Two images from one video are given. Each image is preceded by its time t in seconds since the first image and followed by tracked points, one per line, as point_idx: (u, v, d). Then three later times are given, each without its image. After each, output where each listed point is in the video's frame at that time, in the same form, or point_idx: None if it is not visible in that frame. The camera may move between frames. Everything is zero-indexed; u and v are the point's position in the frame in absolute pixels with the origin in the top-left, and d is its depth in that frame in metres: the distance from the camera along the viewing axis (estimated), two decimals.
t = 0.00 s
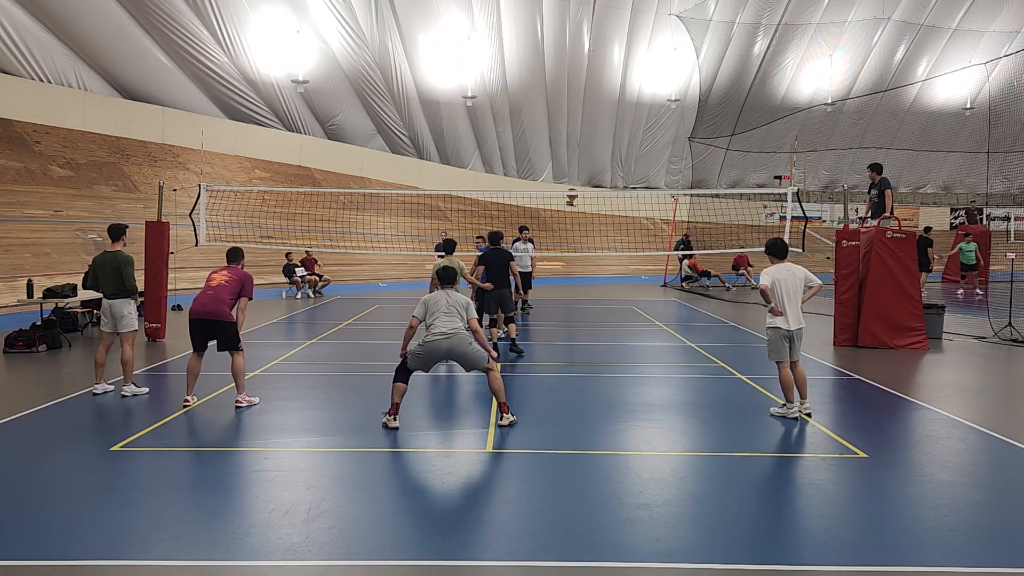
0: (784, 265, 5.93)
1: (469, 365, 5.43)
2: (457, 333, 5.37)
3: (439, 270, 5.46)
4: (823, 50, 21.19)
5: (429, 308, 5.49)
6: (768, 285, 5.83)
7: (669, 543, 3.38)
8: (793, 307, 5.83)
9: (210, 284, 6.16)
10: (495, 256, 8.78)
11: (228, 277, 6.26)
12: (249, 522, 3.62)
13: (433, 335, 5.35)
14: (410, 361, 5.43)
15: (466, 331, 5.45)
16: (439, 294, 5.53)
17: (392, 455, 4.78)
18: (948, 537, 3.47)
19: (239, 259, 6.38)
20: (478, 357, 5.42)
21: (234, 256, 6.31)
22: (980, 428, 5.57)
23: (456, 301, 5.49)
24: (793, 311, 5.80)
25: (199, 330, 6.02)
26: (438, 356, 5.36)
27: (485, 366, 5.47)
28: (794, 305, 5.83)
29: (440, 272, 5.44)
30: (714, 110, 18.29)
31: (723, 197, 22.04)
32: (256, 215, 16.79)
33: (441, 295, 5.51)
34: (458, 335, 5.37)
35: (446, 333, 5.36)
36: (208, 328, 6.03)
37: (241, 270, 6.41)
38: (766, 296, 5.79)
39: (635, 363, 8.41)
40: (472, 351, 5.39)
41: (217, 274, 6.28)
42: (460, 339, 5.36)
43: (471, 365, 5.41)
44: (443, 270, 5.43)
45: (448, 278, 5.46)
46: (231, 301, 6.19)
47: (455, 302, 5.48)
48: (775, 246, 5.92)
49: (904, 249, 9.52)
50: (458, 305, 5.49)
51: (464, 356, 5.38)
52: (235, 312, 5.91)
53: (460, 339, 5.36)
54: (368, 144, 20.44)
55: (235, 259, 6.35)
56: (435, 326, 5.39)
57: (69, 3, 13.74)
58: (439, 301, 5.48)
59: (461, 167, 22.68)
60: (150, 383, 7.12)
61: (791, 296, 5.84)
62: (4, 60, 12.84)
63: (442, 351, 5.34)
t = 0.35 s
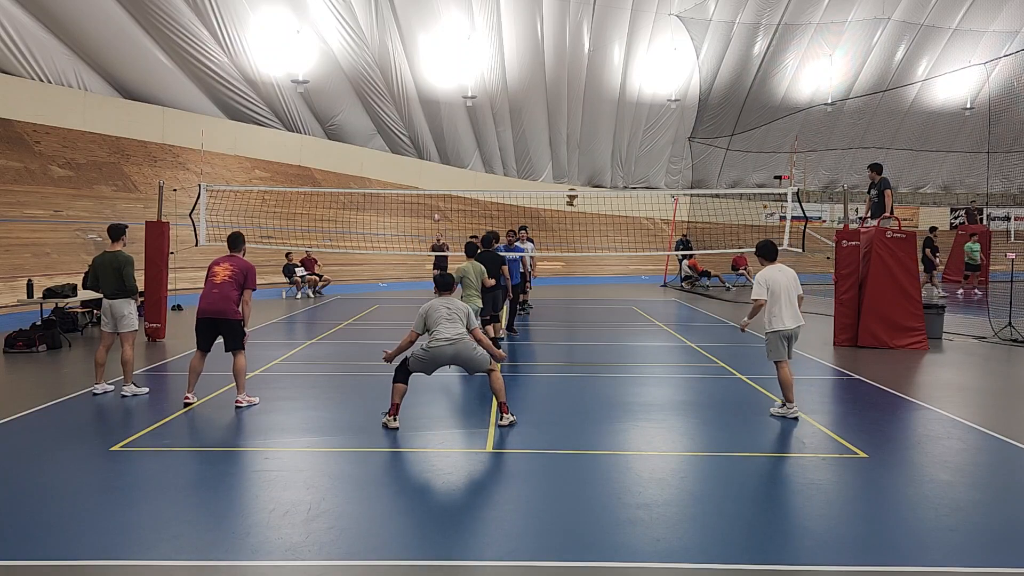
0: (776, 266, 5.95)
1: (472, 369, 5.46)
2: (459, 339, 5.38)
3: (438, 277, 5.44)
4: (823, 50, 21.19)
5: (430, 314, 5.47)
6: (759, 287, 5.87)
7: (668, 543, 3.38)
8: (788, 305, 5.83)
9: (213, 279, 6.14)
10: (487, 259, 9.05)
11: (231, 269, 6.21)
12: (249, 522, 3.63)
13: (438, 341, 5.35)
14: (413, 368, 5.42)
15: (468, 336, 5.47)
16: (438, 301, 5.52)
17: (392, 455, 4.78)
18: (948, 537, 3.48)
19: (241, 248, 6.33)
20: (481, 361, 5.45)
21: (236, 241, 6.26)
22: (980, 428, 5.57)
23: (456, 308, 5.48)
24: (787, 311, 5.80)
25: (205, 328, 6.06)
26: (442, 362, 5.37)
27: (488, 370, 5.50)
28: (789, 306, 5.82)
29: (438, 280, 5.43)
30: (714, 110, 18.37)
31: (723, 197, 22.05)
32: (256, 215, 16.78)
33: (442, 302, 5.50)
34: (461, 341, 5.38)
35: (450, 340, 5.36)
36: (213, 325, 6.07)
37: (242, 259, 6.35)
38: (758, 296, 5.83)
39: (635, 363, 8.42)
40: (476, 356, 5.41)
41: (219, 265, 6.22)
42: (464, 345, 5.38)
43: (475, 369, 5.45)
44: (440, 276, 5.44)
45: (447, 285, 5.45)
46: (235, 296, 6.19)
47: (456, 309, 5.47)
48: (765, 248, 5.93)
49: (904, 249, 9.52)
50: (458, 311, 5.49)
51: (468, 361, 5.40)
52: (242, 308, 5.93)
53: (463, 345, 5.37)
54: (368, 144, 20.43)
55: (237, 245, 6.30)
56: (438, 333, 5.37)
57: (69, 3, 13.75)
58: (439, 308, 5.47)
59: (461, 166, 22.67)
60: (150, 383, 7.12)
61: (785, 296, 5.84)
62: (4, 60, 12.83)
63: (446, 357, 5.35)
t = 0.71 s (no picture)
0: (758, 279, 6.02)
1: (469, 370, 5.45)
2: (456, 339, 5.36)
3: (433, 275, 5.44)
4: (823, 51, 21.20)
5: (426, 314, 5.44)
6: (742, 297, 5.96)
7: (669, 543, 3.38)
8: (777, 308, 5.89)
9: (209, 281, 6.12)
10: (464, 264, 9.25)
11: (225, 273, 6.20)
12: (249, 522, 3.63)
13: (435, 341, 5.34)
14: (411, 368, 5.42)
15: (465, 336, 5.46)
16: (433, 300, 5.50)
17: (392, 455, 4.78)
18: (948, 537, 3.48)
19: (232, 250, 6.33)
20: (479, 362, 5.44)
21: (226, 245, 6.25)
22: (980, 428, 5.58)
23: (453, 308, 5.47)
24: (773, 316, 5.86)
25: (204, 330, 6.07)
26: (439, 362, 5.37)
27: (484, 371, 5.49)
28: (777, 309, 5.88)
29: (432, 279, 5.43)
30: (714, 111, 18.41)
31: (723, 197, 22.06)
32: (256, 215, 16.78)
33: (438, 301, 5.48)
34: (458, 341, 5.37)
35: (447, 340, 5.35)
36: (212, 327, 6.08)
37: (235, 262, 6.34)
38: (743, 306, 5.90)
39: (635, 363, 8.41)
40: (473, 357, 5.40)
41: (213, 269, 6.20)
42: (461, 346, 5.36)
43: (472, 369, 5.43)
44: (434, 275, 5.44)
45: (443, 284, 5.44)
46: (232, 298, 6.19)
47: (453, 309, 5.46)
48: (750, 262, 5.97)
49: (904, 249, 9.53)
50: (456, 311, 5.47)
51: (464, 361, 5.39)
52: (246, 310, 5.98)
53: (460, 345, 5.36)
54: (368, 144, 20.44)
55: (228, 249, 6.30)
56: (435, 333, 5.36)
57: (69, 3, 13.76)
58: (435, 307, 5.45)
59: (461, 167, 22.68)
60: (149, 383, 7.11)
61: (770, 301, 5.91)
62: (4, 60, 12.83)
63: (444, 356, 5.35)
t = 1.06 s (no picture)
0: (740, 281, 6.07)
1: (456, 358, 5.43)
2: (443, 324, 5.36)
3: (431, 254, 5.48)
4: (823, 51, 21.20)
5: (421, 293, 5.48)
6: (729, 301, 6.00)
7: (669, 543, 3.38)
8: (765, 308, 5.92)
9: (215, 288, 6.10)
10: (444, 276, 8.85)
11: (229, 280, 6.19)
12: (249, 522, 3.62)
13: (423, 325, 5.34)
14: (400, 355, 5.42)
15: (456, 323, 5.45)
16: (431, 279, 5.52)
17: (393, 455, 4.77)
18: (948, 537, 3.48)
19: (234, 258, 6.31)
20: (465, 352, 5.42)
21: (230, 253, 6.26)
22: (980, 427, 5.57)
23: (449, 289, 5.49)
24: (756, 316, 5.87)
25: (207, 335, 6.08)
26: (425, 347, 5.35)
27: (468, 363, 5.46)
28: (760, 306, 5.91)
29: (431, 254, 5.45)
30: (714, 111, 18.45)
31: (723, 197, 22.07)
32: (256, 215, 16.78)
33: (434, 281, 5.50)
34: (446, 328, 5.36)
35: (436, 325, 5.35)
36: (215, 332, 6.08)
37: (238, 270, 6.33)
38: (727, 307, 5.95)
39: (635, 363, 8.41)
40: (459, 345, 5.38)
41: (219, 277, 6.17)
42: (447, 332, 5.34)
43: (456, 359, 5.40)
44: (434, 250, 5.46)
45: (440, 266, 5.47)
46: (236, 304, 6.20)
47: (448, 292, 5.48)
48: (734, 267, 5.96)
49: (904, 249, 9.52)
50: (451, 294, 5.50)
51: (450, 348, 5.37)
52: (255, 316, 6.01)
53: (445, 331, 5.34)
54: (368, 144, 20.44)
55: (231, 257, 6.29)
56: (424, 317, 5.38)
57: (69, 3, 13.75)
58: (431, 288, 5.47)
59: (461, 167, 22.68)
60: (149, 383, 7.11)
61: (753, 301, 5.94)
62: (4, 60, 12.83)
63: (431, 342, 5.34)
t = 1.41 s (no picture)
0: (728, 277, 6.07)
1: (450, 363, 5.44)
2: (438, 331, 5.35)
3: (422, 258, 5.46)
4: (822, 51, 21.21)
5: (415, 298, 5.42)
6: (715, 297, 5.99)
7: (669, 543, 3.38)
8: (752, 305, 5.94)
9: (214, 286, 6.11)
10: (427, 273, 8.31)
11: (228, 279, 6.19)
12: (249, 522, 3.62)
13: (417, 334, 5.33)
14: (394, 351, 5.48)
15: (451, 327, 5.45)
16: (422, 283, 5.49)
17: (393, 454, 4.78)
18: (948, 537, 3.47)
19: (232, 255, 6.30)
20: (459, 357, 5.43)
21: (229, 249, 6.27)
22: (980, 427, 5.57)
23: (443, 292, 5.47)
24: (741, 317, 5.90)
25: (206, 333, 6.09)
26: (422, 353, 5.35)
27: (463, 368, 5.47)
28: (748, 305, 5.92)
29: (422, 258, 5.45)
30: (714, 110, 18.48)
31: (723, 197, 22.08)
32: (256, 215, 16.78)
33: (426, 285, 5.48)
34: (442, 333, 5.35)
35: (432, 331, 5.34)
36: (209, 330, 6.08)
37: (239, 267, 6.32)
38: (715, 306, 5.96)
39: (635, 363, 8.41)
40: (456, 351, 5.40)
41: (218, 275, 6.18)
42: (443, 338, 5.34)
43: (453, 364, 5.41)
44: (426, 255, 5.46)
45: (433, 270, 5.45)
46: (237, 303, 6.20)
47: (442, 296, 5.46)
48: (720, 264, 6.00)
49: (904, 249, 9.52)
50: (444, 298, 5.48)
51: (446, 354, 5.37)
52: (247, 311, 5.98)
53: (442, 337, 5.34)
54: (368, 144, 20.44)
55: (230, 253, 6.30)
56: (419, 325, 5.36)
57: (69, 3, 13.74)
58: (424, 293, 5.44)
59: (461, 167, 22.69)
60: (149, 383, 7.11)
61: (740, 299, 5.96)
62: (4, 60, 12.83)
63: (427, 349, 5.34)
